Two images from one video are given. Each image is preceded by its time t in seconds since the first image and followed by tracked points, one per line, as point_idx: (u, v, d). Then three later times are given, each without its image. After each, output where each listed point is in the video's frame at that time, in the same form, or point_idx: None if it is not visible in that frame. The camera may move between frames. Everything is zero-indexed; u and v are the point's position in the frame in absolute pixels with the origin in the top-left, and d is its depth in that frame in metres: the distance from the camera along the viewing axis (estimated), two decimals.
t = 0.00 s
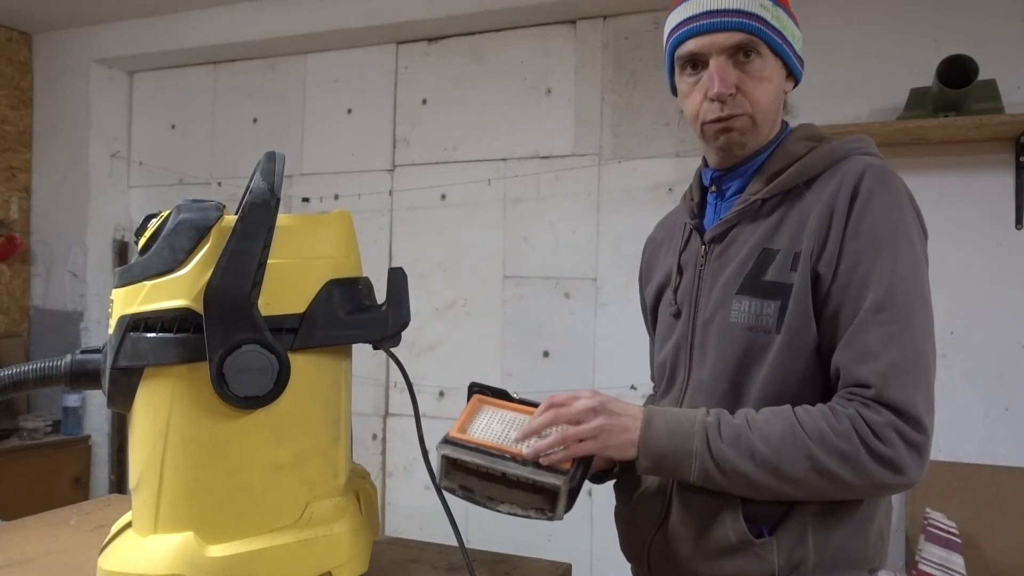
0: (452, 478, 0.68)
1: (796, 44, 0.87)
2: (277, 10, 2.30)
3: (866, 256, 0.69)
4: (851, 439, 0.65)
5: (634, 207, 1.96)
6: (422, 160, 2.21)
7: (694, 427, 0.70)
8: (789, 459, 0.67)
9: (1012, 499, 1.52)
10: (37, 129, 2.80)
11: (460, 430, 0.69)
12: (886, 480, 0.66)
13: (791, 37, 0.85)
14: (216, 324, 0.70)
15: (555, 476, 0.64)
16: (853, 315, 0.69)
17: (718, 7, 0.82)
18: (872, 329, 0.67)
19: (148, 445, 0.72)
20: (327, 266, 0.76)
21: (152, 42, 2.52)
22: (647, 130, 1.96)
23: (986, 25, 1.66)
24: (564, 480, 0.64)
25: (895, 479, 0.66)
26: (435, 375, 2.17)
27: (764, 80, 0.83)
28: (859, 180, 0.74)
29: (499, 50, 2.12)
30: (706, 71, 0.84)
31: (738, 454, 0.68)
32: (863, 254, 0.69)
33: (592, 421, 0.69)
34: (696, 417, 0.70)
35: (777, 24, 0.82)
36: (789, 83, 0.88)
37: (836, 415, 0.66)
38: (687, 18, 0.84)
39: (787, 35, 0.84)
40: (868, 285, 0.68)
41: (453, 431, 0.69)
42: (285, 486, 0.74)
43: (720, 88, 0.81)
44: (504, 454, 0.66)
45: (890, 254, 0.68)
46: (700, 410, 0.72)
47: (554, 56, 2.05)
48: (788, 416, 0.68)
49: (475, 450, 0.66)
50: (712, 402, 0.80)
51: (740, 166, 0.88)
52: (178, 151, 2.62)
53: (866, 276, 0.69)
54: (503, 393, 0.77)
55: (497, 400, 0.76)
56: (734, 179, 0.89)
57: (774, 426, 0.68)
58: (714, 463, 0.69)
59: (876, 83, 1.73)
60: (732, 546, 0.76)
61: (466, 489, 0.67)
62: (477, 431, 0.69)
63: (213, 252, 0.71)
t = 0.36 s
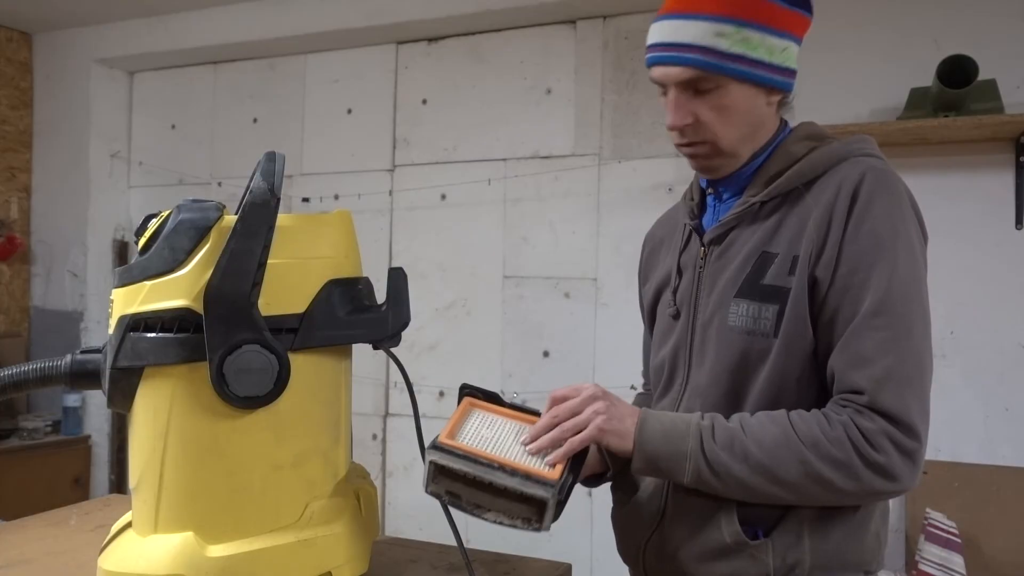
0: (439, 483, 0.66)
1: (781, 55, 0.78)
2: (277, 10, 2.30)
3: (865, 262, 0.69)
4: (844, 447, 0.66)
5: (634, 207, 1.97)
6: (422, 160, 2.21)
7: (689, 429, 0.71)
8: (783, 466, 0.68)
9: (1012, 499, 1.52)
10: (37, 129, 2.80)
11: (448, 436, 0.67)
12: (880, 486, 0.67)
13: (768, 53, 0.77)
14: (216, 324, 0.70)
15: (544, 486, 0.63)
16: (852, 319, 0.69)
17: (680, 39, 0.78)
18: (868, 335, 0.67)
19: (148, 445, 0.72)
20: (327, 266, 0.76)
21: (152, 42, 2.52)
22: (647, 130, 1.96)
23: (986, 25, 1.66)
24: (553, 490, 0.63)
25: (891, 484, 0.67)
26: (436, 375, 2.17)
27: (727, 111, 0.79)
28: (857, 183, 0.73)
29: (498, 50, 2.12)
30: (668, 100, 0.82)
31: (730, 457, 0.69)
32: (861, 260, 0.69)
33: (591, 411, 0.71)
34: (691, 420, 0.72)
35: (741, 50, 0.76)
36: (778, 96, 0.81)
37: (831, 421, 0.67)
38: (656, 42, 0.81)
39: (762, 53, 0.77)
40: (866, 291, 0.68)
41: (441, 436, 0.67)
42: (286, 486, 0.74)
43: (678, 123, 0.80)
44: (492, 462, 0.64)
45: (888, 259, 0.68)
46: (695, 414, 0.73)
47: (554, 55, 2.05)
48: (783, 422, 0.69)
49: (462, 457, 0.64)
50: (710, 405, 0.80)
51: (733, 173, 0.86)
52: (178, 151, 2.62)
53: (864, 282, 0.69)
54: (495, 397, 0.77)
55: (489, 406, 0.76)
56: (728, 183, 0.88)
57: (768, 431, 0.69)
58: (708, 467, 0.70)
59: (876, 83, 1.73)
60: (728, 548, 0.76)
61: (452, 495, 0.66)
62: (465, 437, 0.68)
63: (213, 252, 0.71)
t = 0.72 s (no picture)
0: (435, 505, 0.64)
1: (772, 47, 0.82)
2: (277, 10, 2.30)
3: (853, 239, 0.70)
4: (843, 426, 0.66)
5: (634, 208, 1.97)
6: (422, 160, 2.21)
7: (684, 430, 0.71)
8: (783, 453, 0.68)
9: (1011, 499, 1.52)
10: (37, 129, 2.80)
11: (444, 457, 0.65)
12: (880, 464, 0.67)
13: (761, 42, 0.81)
14: (216, 323, 0.70)
15: (541, 508, 0.61)
16: (842, 296, 0.70)
17: (677, 15, 0.80)
18: (859, 311, 0.68)
19: (148, 445, 0.72)
20: (327, 266, 0.76)
21: (152, 42, 2.52)
22: (647, 130, 1.96)
23: (985, 25, 1.66)
24: (550, 511, 0.61)
25: (890, 461, 0.67)
26: (436, 375, 2.17)
27: (719, 91, 0.81)
28: (841, 163, 0.74)
29: (499, 50, 2.12)
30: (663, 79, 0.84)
31: (729, 450, 0.69)
32: (849, 238, 0.70)
33: (581, 418, 0.71)
34: (683, 420, 0.71)
35: (738, 33, 0.79)
36: (765, 87, 0.84)
37: (826, 402, 0.67)
38: (652, 21, 0.83)
39: (756, 40, 0.80)
40: (855, 268, 0.69)
41: (437, 457, 0.65)
42: (285, 486, 0.74)
43: (671, 98, 0.82)
44: (488, 483, 0.62)
45: (875, 235, 0.69)
46: (686, 413, 0.73)
47: (554, 55, 2.05)
48: (779, 410, 0.69)
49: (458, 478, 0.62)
50: (701, 398, 0.80)
51: (720, 168, 0.87)
52: (178, 152, 2.62)
53: (853, 259, 0.69)
54: (491, 416, 0.75)
55: (485, 425, 0.74)
56: (715, 178, 0.89)
57: (764, 420, 0.69)
58: (708, 463, 0.69)
59: (875, 83, 1.73)
60: (731, 543, 0.76)
61: (449, 517, 0.63)
62: (461, 457, 0.66)
63: (213, 252, 0.71)
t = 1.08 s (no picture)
0: (448, 543, 0.65)
1: (776, 41, 0.83)
2: (277, 10, 2.30)
3: (854, 214, 0.69)
4: (863, 410, 0.63)
5: (634, 208, 1.97)
6: (422, 160, 2.21)
7: (702, 437, 0.67)
8: (807, 446, 0.64)
9: (1011, 499, 1.52)
10: (37, 129, 2.80)
11: (454, 492, 0.67)
12: (908, 448, 0.64)
13: (768, 38, 0.81)
14: (216, 324, 0.70)
15: (561, 540, 0.61)
16: (848, 275, 0.68)
17: (683, 23, 0.79)
18: (868, 288, 0.65)
19: (148, 445, 0.72)
20: (327, 266, 0.76)
21: (152, 43, 2.52)
22: (647, 130, 1.96)
23: (985, 25, 1.66)
24: (571, 544, 0.61)
25: (916, 443, 0.64)
26: (436, 375, 2.17)
27: (737, 93, 0.80)
28: (835, 138, 0.74)
29: (499, 50, 2.12)
30: (676, 87, 0.82)
31: (750, 453, 0.65)
32: (851, 214, 0.69)
33: (593, 440, 0.69)
34: (699, 427, 0.67)
35: (748, 31, 0.79)
36: (772, 80, 0.85)
37: (844, 387, 0.64)
38: (655, 33, 0.82)
39: (764, 37, 0.80)
40: (857, 243, 0.68)
41: (446, 493, 0.67)
42: (285, 485, 0.74)
43: (690, 105, 0.81)
44: (499, 518, 0.63)
45: (875, 208, 0.68)
46: (701, 418, 0.69)
47: (554, 55, 2.05)
48: (795, 403, 0.66)
49: (466, 515, 0.64)
50: (714, 391, 0.78)
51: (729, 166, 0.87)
52: (178, 152, 2.62)
53: (856, 234, 0.68)
54: (496, 438, 0.75)
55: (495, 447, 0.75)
56: (722, 177, 0.88)
57: (780, 415, 0.65)
58: (730, 467, 0.65)
59: (875, 83, 1.74)
60: (751, 543, 0.76)
61: (464, 553, 0.65)
62: (471, 490, 0.68)
63: (213, 252, 0.71)
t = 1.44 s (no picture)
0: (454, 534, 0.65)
1: (791, 31, 0.77)
2: (277, 10, 2.30)
3: (900, 231, 0.65)
4: (913, 443, 0.60)
5: (634, 208, 1.97)
6: (422, 160, 2.21)
7: (739, 467, 0.64)
8: (850, 480, 0.61)
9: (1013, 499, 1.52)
10: (37, 129, 2.80)
11: (463, 483, 0.66)
12: (956, 477, 0.61)
13: (778, 29, 0.76)
14: (216, 324, 0.70)
15: (569, 543, 0.61)
16: (894, 298, 0.64)
17: (682, 22, 0.76)
18: (919, 312, 0.62)
19: (148, 444, 0.72)
20: (327, 266, 0.76)
21: (152, 43, 2.52)
22: (647, 130, 1.96)
23: (986, 25, 1.66)
24: (579, 548, 0.61)
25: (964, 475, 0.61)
26: (436, 375, 2.17)
27: (742, 92, 0.76)
28: (879, 148, 0.70)
29: (499, 49, 2.12)
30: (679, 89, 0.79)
31: (788, 486, 0.63)
32: (896, 230, 0.65)
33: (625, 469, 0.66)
34: (735, 456, 0.65)
35: (753, 26, 0.74)
36: (791, 73, 0.79)
37: (894, 418, 0.61)
38: (658, 32, 0.79)
39: (772, 29, 0.75)
40: (903, 263, 0.64)
41: (454, 484, 0.66)
42: (285, 486, 0.74)
43: (693, 108, 0.77)
44: (510, 517, 0.63)
45: (924, 226, 0.64)
46: (736, 445, 0.66)
47: (554, 55, 2.05)
48: (839, 433, 0.63)
49: (472, 509, 0.63)
50: (739, 404, 0.75)
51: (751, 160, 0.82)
52: (178, 152, 2.62)
53: (903, 253, 0.64)
54: (511, 432, 0.76)
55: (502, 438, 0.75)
56: (742, 176, 0.85)
57: (821, 445, 0.63)
58: (766, 499, 0.63)
59: (875, 83, 1.74)
60: (766, 563, 0.72)
61: (468, 545, 0.65)
62: (480, 481, 0.67)
63: (213, 252, 0.71)
